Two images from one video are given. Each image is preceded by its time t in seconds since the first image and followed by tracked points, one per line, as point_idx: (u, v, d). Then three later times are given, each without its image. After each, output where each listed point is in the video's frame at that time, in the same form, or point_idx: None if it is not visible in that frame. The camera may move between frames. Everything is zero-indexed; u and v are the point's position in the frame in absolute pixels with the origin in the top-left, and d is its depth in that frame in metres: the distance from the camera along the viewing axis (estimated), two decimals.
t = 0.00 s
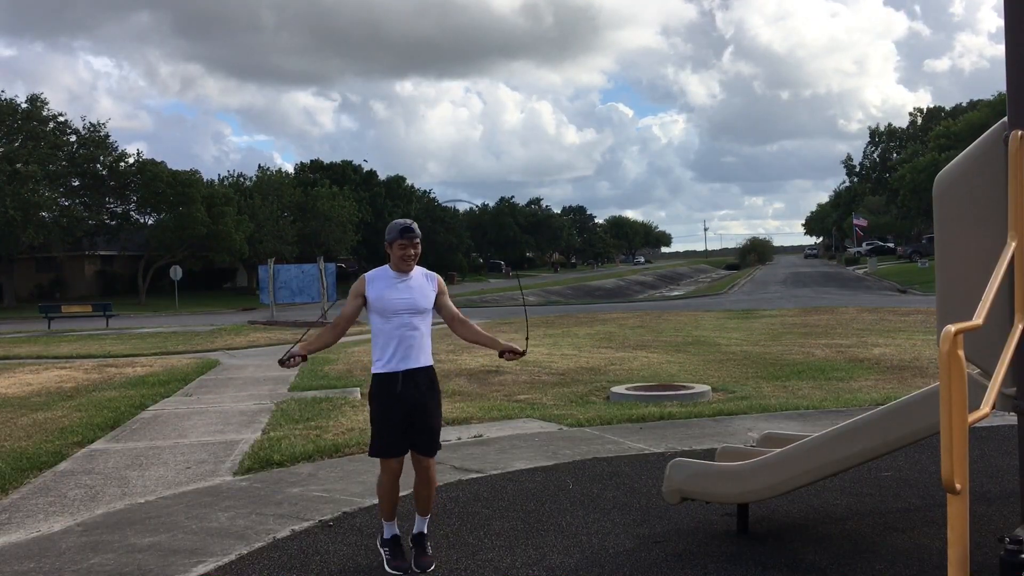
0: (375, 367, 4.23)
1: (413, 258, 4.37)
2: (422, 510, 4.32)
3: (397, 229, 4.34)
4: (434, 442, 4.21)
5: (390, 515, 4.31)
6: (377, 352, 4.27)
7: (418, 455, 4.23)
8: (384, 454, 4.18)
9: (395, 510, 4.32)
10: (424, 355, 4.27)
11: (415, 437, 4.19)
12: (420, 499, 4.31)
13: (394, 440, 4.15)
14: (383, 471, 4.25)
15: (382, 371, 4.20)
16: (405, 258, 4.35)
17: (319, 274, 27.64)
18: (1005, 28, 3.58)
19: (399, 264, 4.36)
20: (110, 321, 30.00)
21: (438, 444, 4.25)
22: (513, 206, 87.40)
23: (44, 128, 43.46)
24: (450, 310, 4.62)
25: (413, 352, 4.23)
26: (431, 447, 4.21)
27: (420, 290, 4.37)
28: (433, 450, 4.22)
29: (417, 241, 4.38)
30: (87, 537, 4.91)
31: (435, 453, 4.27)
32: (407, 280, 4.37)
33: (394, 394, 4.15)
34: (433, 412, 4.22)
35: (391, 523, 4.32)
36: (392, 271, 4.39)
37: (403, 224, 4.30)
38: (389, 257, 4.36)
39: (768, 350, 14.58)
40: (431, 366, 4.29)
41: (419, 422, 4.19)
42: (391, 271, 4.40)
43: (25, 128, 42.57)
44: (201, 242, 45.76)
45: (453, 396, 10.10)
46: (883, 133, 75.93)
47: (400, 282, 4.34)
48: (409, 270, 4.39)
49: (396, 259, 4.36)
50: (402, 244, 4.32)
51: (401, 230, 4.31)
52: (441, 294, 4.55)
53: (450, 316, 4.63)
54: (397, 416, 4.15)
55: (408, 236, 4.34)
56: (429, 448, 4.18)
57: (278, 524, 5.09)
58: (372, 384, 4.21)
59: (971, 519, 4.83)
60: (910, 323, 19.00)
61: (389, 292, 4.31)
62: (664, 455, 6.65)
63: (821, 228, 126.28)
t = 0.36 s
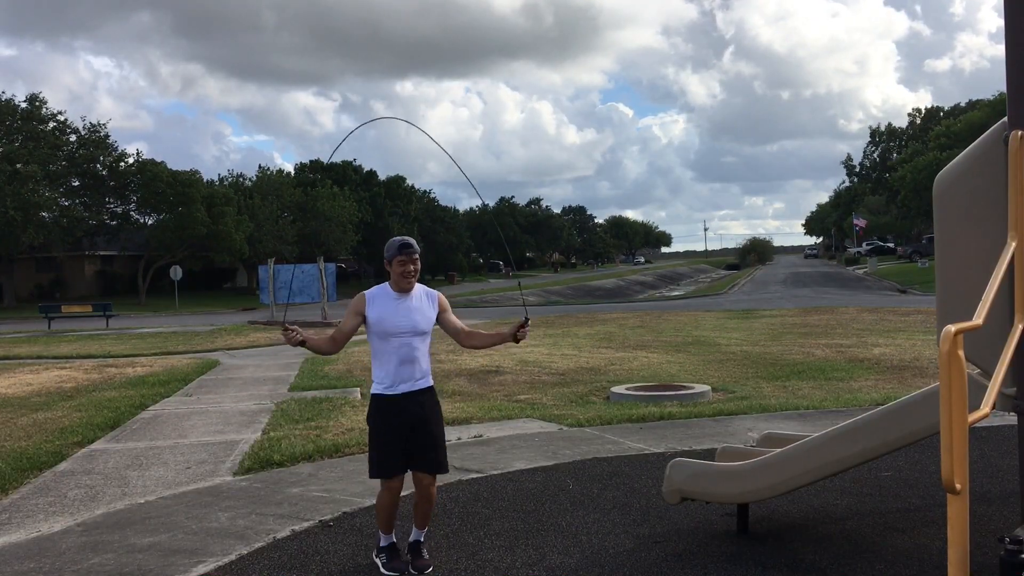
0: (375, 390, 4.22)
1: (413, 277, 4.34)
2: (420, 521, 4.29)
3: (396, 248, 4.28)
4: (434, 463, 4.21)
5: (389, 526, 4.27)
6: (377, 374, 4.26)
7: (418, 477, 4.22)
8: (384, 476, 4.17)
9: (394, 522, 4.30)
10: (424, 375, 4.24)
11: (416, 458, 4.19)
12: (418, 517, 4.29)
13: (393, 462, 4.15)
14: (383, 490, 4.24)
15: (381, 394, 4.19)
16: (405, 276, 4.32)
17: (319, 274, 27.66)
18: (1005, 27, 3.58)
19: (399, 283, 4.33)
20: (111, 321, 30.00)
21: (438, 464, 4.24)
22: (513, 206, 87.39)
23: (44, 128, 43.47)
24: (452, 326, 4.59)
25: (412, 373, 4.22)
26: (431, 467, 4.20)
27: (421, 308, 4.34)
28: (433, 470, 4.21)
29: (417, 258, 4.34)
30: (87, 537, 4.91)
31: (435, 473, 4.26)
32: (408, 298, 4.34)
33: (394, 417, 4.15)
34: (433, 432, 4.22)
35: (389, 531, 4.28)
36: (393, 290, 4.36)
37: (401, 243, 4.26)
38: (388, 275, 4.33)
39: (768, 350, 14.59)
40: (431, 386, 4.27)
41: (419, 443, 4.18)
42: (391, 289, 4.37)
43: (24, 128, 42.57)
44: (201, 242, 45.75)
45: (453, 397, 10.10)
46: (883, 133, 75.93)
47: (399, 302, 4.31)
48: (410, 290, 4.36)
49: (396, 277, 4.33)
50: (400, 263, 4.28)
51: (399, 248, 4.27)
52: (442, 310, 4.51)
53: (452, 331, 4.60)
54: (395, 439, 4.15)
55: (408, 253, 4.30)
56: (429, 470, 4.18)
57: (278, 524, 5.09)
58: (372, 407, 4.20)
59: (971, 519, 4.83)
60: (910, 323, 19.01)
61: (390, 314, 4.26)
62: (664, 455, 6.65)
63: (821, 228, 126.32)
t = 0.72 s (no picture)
0: (375, 380, 4.21)
1: (417, 268, 4.33)
2: (421, 518, 4.28)
3: (401, 238, 4.27)
4: (434, 455, 4.20)
5: (391, 522, 4.27)
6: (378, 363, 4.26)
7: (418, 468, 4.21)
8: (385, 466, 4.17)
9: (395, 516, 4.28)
10: (426, 367, 4.23)
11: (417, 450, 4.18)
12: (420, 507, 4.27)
13: (392, 452, 4.14)
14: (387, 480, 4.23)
15: (382, 382, 4.18)
16: (409, 269, 4.31)
17: (319, 274, 27.72)
18: (1005, 26, 3.58)
19: (403, 275, 4.32)
20: (111, 321, 30.01)
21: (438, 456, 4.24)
22: (513, 206, 87.38)
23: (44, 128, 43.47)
24: (454, 319, 4.58)
25: (415, 363, 4.21)
26: (431, 459, 4.20)
27: (424, 300, 4.34)
28: (433, 460, 4.21)
29: (421, 249, 4.33)
30: (87, 537, 4.91)
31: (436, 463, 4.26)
32: (411, 291, 4.33)
33: (394, 407, 4.13)
34: (433, 424, 4.21)
35: (391, 529, 4.27)
36: (397, 281, 4.36)
37: (406, 233, 4.25)
38: (392, 267, 4.32)
39: (768, 350, 14.60)
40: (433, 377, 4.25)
41: (421, 434, 4.17)
42: (396, 281, 4.36)
43: (25, 128, 42.57)
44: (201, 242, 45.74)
45: (453, 396, 10.10)
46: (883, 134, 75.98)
47: (403, 293, 4.31)
48: (413, 281, 4.36)
49: (399, 269, 4.33)
50: (404, 254, 4.28)
51: (403, 239, 4.26)
52: (445, 302, 4.51)
53: (454, 323, 4.60)
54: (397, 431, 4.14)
55: (413, 245, 4.29)
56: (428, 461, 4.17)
57: (278, 524, 5.09)
58: (372, 397, 4.19)
59: (971, 519, 4.82)
60: (910, 323, 19.01)
61: (393, 304, 4.27)
62: (664, 455, 6.66)
63: (821, 228, 126.29)
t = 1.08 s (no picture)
0: (376, 366, 4.21)
1: (418, 254, 4.33)
2: (425, 511, 4.29)
3: (403, 222, 4.26)
4: (437, 439, 4.19)
5: (395, 517, 4.26)
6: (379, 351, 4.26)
7: (421, 454, 4.19)
8: (388, 453, 4.15)
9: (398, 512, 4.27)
10: (426, 353, 4.23)
11: (420, 433, 4.17)
12: (423, 496, 4.26)
13: (395, 437, 4.12)
14: (388, 469, 4.19)
15: (384, 368, 4.17)
16: (410, 253, 4.31)
17: (319, 274, 27.72)
18: (1005, 27, 3.58)
19: (405, 260, 4.32)
20: (111, 321, 30.01)
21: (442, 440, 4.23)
22: (513, 206, 87.39)
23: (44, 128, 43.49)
24: (455, 307, 4.59)
25: (415, 349, 4.20)
26: (433, 445, 4.18)
27: (425, 287, 4.34)
28: (435, 446, 4.19)
29: (423, 235, 4.32)
30: (87, 537, 4.91)
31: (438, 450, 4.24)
32: (412, 277, 4.33)
33: (397, 390, 4.12)
34: (436, 409, 4.20)
35: (394, 526, 4.24)
36: (398, 268, 4.36)
37: (408, 217, 4.25)
38: (393, 253, 4.32)
39: (768, 350, 14.60)
40: (433, 364, 4.25)
41: (423, 420, 4.16)
42: (396, 267, 4.36)
43: (25, 128, 42.54)
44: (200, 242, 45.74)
45: (453, 396, 10.11)
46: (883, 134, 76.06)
47: (404, 280, 4.31)
48: (414, 268, 4.36)
49: (400, 255, 4.34)
50: (405, 240, 4.27)
51: (406, 223, 4.25)
52: (446, 291, 4.51)
53: (454, 313, 4.60)
54: (399, 415, 4.12)
55: (414, 229, 4.28)
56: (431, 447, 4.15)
57: (277, 524, 5.09)
58: (373, 383, 4.18)
59: (972, 519, 4.82)
60: (910, 323, 19.01)
61: (393, 290, 4.27)
62: (664, 455, 6.65)
63: (820, 228, 126.38)
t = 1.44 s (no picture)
0: (379, 361, 4.20)
1: (422, 250, 4.31)
2: (428, 505, 4.28)
3: (407, 218, 4.26)
4: (442, 432, 4.17)
5: (398, 512, 4.26)
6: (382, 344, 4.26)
7: (425, 448, 4.18)
8: (391, 448, 4.14)
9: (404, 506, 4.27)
10: (430, 347, 4.22)
11: (424, 426, 4.17)
12: (427, 490, 4.24)
13: (398, 431, 4.11)
14: (390, 465, 4.20)
15: (387, 362, 4.17)
16: (414, 249, 4.30)
17: (319, 274, 27.72)
18: (1006, 27, 3.57)
19: (408, 255, 4.32)
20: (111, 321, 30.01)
21: (447, 434, 4.20)
22: (513, 206, 87.41)
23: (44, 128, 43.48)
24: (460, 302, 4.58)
25: (418, 344, 4.20)
26: (436, 438, 4.16)
27: (428, 282, 4.33)
28: (440, 440, 4.17)
29: (427, 231, 4.31)
30: (87, 537, 4.91)
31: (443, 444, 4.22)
32: (416, 272, 4.33)
33: (400, 385, 4.11)
34: (441, 402, 4.18)
35: (399, 521, 4.26)
36: (401, 262, 4.36)
37: (411, 214, 4.25)
38: (397, 249, 4.32)
39: (768, 350, 14.60)
40: (437, 358, 4.24)
41: (428, 413, 4.15)
42: (400, 262, 4.36)
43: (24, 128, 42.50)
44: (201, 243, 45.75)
45: (453, 396, 10.11)
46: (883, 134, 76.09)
47: (407, 274, 4.31)
48: (418, 263, 4.36)
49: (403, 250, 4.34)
50: (408, 235, 4.26)
51: (410, 219, 4.25)
52: (450, 286, 4.51)
53: (458, 308, 4.59)
54: (402, 408, 4.12)
55: (418, 225, 4.27)
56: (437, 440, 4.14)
57: (278, 524, 5.09)
58: (377, 378, 4.18)
59: (972, 519, 4.82)
60: (910, 323, 19.02)
61: (396, 285, 4.28)
62: (664, 455, 6.65)
63: (821, 228, 126.43)
